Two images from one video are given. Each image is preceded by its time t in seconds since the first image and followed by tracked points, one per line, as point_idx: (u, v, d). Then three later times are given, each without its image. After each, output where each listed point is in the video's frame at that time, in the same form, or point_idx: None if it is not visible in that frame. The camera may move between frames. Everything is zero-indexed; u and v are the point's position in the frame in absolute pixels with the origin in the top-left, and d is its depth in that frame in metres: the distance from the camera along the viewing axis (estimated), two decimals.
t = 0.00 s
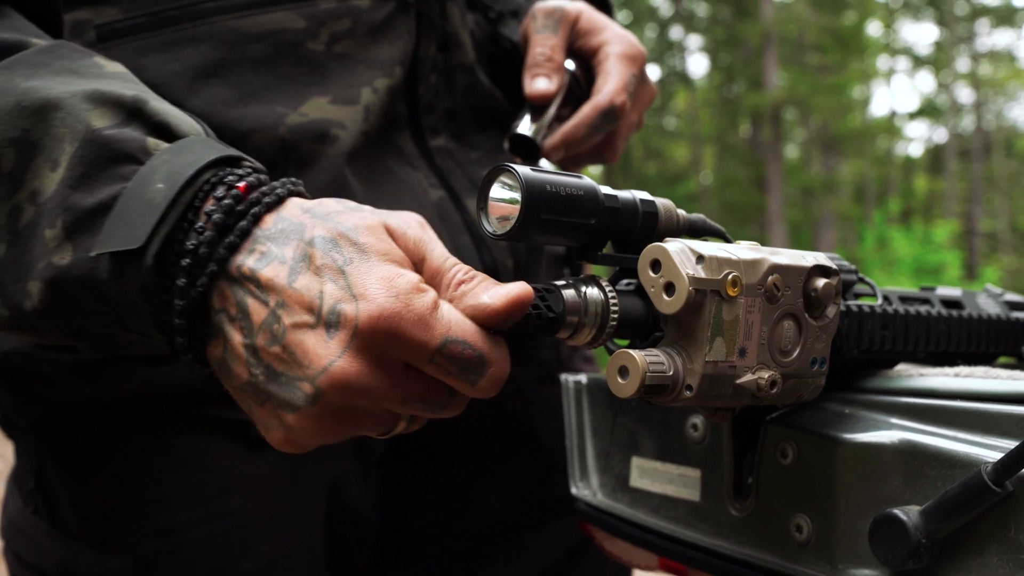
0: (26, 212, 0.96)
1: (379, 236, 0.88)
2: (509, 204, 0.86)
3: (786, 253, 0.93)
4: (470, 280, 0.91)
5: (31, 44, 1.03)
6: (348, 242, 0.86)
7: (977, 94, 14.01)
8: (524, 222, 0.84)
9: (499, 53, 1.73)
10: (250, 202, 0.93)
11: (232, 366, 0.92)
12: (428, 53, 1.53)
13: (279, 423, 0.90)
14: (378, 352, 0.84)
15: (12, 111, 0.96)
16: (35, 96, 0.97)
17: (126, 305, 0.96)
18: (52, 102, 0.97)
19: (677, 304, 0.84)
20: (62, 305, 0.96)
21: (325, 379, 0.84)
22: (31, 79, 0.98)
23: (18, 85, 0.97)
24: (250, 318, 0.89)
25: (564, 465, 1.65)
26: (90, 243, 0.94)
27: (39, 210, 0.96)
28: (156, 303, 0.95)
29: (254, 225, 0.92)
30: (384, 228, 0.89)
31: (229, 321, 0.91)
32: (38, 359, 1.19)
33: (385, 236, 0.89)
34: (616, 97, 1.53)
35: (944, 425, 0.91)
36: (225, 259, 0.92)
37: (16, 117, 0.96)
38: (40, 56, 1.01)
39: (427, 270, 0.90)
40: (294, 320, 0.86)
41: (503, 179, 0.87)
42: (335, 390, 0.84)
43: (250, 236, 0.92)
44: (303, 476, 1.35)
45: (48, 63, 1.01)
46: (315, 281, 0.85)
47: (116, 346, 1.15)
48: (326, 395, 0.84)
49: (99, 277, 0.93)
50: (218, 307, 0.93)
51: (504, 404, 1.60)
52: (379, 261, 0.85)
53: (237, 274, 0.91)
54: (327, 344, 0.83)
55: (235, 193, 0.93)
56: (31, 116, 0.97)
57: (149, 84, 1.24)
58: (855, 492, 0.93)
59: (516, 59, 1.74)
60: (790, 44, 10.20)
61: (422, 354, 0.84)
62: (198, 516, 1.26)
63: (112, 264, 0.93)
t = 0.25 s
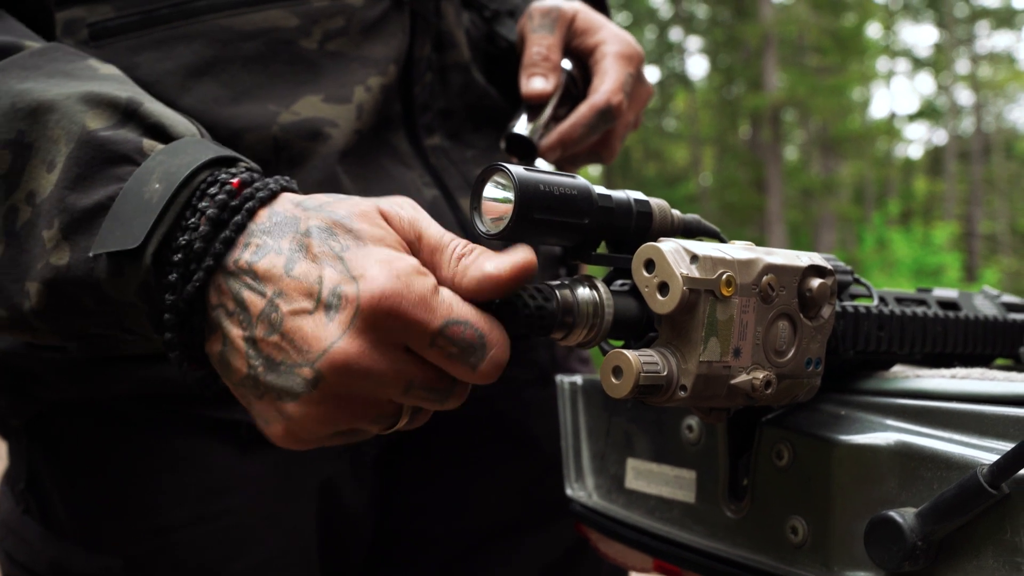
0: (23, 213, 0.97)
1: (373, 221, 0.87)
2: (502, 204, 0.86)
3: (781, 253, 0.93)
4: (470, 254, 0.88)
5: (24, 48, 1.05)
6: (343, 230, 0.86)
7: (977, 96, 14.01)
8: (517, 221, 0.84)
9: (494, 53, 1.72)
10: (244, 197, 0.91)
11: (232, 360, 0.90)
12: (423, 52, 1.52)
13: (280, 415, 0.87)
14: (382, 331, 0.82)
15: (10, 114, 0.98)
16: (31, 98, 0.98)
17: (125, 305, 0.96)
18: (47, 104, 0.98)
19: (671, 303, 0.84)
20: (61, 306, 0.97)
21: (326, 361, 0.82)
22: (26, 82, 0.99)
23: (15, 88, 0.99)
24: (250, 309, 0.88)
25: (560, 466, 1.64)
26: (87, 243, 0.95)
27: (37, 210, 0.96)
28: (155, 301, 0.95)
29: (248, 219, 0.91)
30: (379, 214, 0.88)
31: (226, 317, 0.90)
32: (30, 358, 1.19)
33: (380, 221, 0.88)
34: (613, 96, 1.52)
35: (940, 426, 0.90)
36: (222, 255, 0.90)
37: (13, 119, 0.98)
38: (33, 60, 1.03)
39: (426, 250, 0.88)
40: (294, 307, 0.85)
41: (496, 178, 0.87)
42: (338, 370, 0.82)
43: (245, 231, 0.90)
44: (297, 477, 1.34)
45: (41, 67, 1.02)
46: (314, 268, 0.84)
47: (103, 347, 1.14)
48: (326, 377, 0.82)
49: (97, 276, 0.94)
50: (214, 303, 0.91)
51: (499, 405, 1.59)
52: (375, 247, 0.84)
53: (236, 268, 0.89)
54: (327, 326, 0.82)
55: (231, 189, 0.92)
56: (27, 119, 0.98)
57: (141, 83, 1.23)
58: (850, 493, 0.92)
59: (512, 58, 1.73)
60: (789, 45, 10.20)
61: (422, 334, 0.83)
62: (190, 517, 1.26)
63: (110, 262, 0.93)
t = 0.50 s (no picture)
0: (23, 207, 0.97)
1: (379, 222, 0.86)
2: (503, 207, 0.85)
3: (783, 258, 0.93)
4: (472, 267, 0.87)
5: (25, 46, 1.04)
6: (348, 227, 0.85)
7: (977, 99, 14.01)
8: (518, 225, 0.83)
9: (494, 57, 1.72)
10: (246, 192, 0.92)
11: (226, 350, 0.92)
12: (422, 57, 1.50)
13: (263, 407, 0.88)
14: (378, 331, 0.81)
15: (9, 107, 0.97)
16: (32, 93, 0.98)
17: (123, 298, 0.96)
18: (49, 98, 0.98)
19: (672, 308, 0.83)
20: (60, 299, 0.96)
21: (319, 361, 0.81)
22: (27, 77, 0.99)
23: (15, 82, 0.98)
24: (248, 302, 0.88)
25: (560, 470, 1.64)
26: (88, 236, 0.94)
27: (38, 203, 0.96)
28: (156, 293, 0.96)
29: (252, 213, 0.91)
30: (384, 214, 0.87)
31: (225, 308, 0.91)
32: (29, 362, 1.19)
33: (387, 222, 0.87)
34: (608, 100, 1.52)
35: (943, 431, 0.90)
36: (223, 246, 0.91)
37: (12, 113, 0.97)
38: (35, 55, 1.02)
39: (426, 255, 0.88)
40: (291, 302, 0.85)
41: (498, 182, 0.86)
42: (332, 370, 0.81)
43: (249, 223, 0.91)
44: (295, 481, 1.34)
45: (44, 62, 1.02)
46: (314, 266, 0.84)
47: (103, 343, 1.16)
48: (319, 376, 0.82)
49: (97, 268, 0.94)
50: (213, 293, 0.93)
51: (498, 409, 1.59)
52: (377, 248, 0.83)
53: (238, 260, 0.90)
54: (323, 324, 0.82)
55: (233, 182, 0.93)
56: (28, 113, 0.97)
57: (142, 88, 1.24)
58: (853, 498, 0.92)
59: (511, 62, 1.73)
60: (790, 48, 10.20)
61: (417, 339, 0.82)
62: (188, 520, 1.26)
63: (110, 254, 0.93)
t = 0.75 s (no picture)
0: (33, 214, 0.97)
1: (394, 230, 0.88)
2: (509, 216, 0.86)
3: (788, 267, 0.93)
4: (486, 283, 0.89)
5: (38, 51, 1.05)
6: (363, 237, 0.86)
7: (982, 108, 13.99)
8: (524, 235, 0.84)
9: (498, 67, 1.73)
10: (263, 201, 0.92)
11: (242, 362, 0.91)
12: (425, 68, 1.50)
13: (281, 419, 0.87)
14: (396, 339, 0.81)
15: (22, 114, 0.98)
16: (43, 98, 0.98)
17: (136, 305, 0.96)
18: (61, 104, 0.98)
19: (678, 317, 0.84)
20: (71, 306, 0.96)
21: (337, 368, 0.81)
22: (39, 83, 1.00)
23: (26, 88, 0.99)
24: (263, 312, 0.88)
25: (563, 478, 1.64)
26: (99, 242, 0.94)
27: (48, 210, 0.96)
28: (167, 302, 0.96)
29: (268, 222, 0.92)
30: (400, 224, 0.90)
31: (239, 317, 0.91)
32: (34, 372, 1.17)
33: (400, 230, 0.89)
34: (613, 112, 1.53)
35: (949, 441, 0.90)
36: (240, 255, 0.91)
37: (25, 119, 0.98)
38: (46, 61, 1.03)
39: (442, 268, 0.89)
40: (307, 311, 0.85)
41: (504, 191, 0.87)
42: (348, 378, 0.82)
43: (265, 232, 0.92)
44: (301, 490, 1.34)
45: (54, 68, 1.03)
46: (331, 273, 0.85)
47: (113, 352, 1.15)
48: (335, 386, 0.82)
49: (109, 275, 0.94)
50: (229, 304, 0.92)
51: (504, 418, 1.59)
52: (394, 256, 0.85)
53: (253, 270, 0.90)
54: (342, 334, 0.82)
55: (251, 190, 0.93)
56: (40, 119, 0.98)
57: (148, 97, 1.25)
58: (859, 507, 0.92)
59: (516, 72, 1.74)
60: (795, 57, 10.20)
61: (434, 347, 0.83)
62: (192, 529, 1.27)
63: (122, 262, 0.93)
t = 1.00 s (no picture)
0: (22, 237, 0.97)
1: (380, 233, 0.87)
2: (512, 221, 0.86)
3: (789, 272, 0.93)
4: (479, 272, 0.89)
5: (26, 72, 1.04)
6: (348, 244, 0.86)
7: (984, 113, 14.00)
8: (525, 239, 0.84)
9: (501, 72, 1.73)
10: (244, 218, 0.92)
11: (241, 379, 0.90)
12: (428, 70, 1.52)
13: (289, 430, 0.86)
14: (396, 340, 0.82)
15: (9, 137, 0.98)
16: (32, 121, 0.98)
17: (124, 330, 0.96)
18: (48, 128, 0.98)
19: (679, 322, 0.84)
20: (58, 330, 0.96)
21: (339, 369, 0.81)
22: (27, 106, 1.00)
23: (14, 111, 0.99)
24: (258, 322, 0.87)
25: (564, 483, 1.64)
26: (87, 268, 0.94)
27: (36, 234, 0.96)
28: (155, 325, 0.95)
29: (250, 239, 0.91)
30: (383, 224, 0.89)
31: (233, 334, 0.89)
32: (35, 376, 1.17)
33: (387, 232, 0.88)
34: (617, 117, 1.53)
35: (949, 446, 0.90)
36: (226, 273, 0.90)
37: (13, 143, 0.97)
38: (35, 83, 1.03)
39: (432, 258, 0.89)
40: (303, 318, 0.84)
41: (505, 197, 0.87)
42: (353, 378, 0.81)
43: (248, 248, 0.91)
44: (302, 493, 1.34)
45: (43, 91, 1.03)
46: (322, 281, 0.84)
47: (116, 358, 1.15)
48: (341, 385, 0.81)
49: (95, 301, 0.93)
50: (219, 321, 0.91)
51: (505, 423, 1.59)
52: (385, 257, 0.85)
53: (240, 287, 0.89)
54: (341, 335, 0.82)
55: (232, 210, 0.93)
56: (28, 142, 0.97)
57: (151, 101, 1.25)
58: (859, 513, 0.92)
59: (518, 77, 1.75)
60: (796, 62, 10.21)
61: (435, 346, 0.83)
62: (193, 533, 1.27)
63: (109, 287, 0.93)
